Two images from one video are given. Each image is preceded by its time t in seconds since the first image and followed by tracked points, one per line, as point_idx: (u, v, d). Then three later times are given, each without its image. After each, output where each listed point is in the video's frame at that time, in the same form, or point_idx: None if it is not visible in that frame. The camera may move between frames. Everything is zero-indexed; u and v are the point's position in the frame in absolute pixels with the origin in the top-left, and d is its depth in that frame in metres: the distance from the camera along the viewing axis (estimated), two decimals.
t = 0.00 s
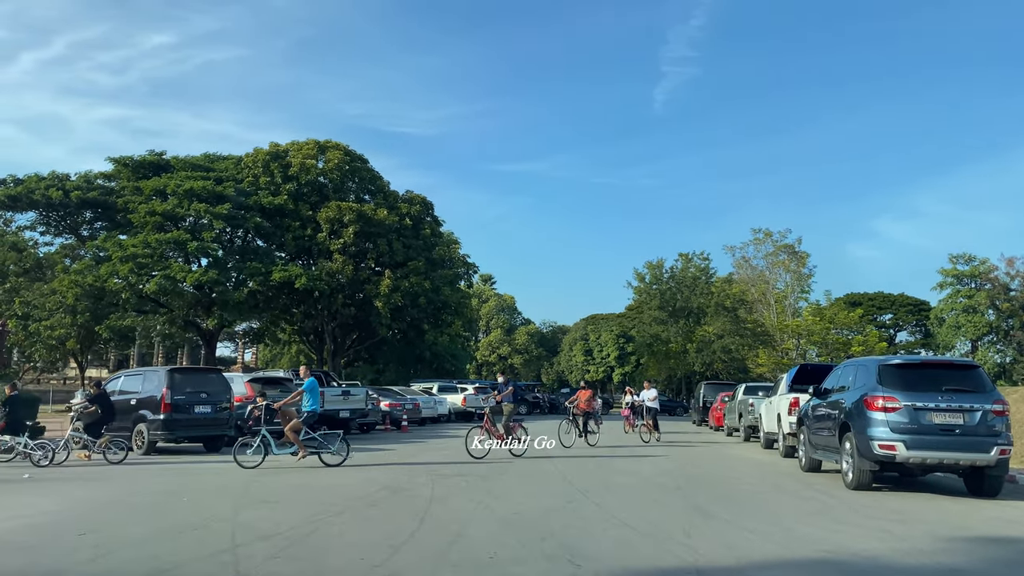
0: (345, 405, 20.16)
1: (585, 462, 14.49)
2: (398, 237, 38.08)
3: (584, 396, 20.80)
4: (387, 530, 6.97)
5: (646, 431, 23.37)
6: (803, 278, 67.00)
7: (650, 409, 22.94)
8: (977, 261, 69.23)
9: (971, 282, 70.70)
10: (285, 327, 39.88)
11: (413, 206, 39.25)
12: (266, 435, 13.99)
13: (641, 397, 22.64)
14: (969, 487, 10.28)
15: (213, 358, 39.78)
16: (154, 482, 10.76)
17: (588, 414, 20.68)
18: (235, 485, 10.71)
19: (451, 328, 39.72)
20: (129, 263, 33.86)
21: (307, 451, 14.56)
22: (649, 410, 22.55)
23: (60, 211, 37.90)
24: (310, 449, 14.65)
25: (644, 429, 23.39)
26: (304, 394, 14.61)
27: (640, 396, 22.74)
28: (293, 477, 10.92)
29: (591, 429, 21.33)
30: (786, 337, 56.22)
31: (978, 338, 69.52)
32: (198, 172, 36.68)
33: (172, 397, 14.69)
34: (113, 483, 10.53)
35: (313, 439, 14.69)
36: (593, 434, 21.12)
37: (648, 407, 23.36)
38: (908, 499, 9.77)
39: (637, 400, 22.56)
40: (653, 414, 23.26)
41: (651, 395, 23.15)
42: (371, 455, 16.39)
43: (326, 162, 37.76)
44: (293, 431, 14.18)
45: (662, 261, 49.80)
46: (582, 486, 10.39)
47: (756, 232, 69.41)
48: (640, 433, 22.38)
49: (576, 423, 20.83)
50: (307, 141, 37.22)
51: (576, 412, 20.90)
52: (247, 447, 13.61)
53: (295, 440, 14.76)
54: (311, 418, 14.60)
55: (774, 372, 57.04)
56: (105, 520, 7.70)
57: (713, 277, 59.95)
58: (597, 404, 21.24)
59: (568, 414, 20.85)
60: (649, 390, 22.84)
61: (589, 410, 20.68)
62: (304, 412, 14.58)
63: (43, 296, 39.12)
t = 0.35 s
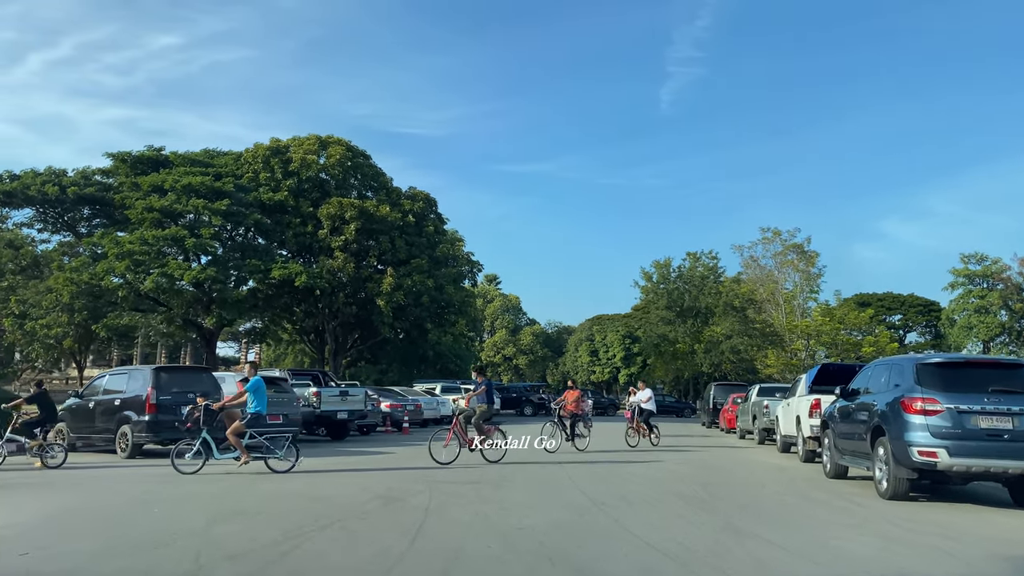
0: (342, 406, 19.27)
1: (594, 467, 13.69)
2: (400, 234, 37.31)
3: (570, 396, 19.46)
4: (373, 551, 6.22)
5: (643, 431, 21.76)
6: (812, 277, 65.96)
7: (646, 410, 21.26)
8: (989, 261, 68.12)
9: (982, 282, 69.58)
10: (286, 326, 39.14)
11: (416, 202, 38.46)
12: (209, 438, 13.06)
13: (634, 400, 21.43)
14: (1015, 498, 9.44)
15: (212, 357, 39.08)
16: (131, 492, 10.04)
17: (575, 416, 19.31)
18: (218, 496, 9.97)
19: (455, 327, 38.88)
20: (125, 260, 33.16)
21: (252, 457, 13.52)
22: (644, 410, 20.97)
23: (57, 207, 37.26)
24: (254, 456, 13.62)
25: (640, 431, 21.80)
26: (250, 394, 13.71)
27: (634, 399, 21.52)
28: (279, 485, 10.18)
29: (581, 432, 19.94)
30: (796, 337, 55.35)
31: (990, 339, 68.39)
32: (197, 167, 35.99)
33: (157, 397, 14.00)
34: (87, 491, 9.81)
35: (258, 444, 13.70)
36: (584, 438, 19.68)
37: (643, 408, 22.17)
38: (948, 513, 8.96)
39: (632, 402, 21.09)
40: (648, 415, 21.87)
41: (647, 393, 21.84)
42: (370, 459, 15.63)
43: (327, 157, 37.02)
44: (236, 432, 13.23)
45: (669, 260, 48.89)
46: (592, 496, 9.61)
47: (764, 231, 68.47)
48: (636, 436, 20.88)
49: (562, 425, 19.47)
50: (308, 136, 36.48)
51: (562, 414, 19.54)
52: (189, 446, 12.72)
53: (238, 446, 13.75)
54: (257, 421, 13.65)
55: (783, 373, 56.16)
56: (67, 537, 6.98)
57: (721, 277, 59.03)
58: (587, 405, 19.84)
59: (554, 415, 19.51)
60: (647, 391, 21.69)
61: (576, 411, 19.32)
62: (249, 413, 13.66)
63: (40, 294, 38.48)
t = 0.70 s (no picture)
0: (337, 407, 18.44)
1: (601, 472, 12.92)
2: (400, 231, 36.50)
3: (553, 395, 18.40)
4: None
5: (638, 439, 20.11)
6: (819, 277, 64.93)
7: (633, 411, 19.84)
8: (998, 260, 67.13)
9: (992, 282, 68.58)
10: (284, 326, 38.35)
11: (417, 199, 37.66)
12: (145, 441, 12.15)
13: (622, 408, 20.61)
14: None
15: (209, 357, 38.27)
16: (100, 511, 9.28)
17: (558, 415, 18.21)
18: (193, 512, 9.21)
19: (456, 326, 38.04)
20: (118, 258, 32.32)
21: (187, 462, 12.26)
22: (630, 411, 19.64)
23: (50, 203, 36.46)
24: (191, 461, 12.35)
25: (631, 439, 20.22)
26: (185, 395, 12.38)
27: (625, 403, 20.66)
28: (258, 495, 9.41)
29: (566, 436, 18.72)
30: (803, 337, 54.51)
31: (999, 340, 67.39)
32: (192, 162, 35.21)
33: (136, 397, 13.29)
34: (52, 508, 9.07)
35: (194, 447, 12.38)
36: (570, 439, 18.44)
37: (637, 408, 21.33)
38: (991, 527, 8.17)
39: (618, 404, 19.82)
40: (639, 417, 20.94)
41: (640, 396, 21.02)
42: (366, 462, 14.87)
43: (326, 153, 36.19)
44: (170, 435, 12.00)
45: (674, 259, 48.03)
46: (599, 507, 8.82)
47: (770, 230, 67.58)
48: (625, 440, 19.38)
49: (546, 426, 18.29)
50: (307, 131, 35.68)
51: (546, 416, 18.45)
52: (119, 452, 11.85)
53: (174, 449, 12.44)
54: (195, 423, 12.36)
55: (790, 374, 55.25)
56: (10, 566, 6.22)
57: (727, 276, 58.08)
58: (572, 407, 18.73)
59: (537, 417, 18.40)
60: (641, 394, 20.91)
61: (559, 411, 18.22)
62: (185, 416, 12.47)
63: (32, 293, 37.67)
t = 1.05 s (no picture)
0: (330, 408, 17.60)
1: (609, 477, 12.14)
2: (398, 227, 35.69)
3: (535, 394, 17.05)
4: None
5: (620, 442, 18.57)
6: (824, 276, 63.96)
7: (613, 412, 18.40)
8: (1005, 259, 66.21)
9: (999, 281, 67.66)
10: (280, 324, 37.52)
11: (415, 194, 36.85)
12: (67, 444, 11.55)
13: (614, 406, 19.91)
14: None
15: (203, 357, 37.47)
16: (64, 524, 8.52)
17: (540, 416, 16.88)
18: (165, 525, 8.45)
19: (455, 325, 37.19)
20: (109, 254, 31.52)
21: (109, 469, 11.30)
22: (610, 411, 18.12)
23: (40, 199, 35.66)
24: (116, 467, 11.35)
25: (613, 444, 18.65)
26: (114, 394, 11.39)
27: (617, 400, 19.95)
28: (234, 507, 8.61)
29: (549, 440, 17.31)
30: (808, 335, 53.68)
31: (1006, 339, 66.46)
32: (185, 157, 34.42)
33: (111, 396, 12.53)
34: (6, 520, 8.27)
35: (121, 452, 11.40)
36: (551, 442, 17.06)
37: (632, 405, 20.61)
38: None
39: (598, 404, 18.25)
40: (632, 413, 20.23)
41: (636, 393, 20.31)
42: (359, 465, 14.11)
43: (322, 148, 35.34)
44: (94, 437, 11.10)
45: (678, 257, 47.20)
46: (608, 519, 8.01)
47: (774, 228, 66.71)
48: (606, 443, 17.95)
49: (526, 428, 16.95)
50: (302, 125, 34.81)
51: (526, 418, 17.12)
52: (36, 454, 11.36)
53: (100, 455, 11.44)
54: (124, 425, 11.43)
55: (795, 373, 54.39)
56: None
57: (731, 275, 57.21)
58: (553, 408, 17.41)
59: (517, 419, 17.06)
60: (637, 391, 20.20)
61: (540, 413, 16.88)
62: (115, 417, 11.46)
63: (22, 290, 36.86)
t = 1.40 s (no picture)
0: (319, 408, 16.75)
1: (614, 484, 11.34)
2: (395, 224, 34.85)
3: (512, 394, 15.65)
4: None
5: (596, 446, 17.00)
6: (828, 274, 63.12)
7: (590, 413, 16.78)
8: (1011, 257, 65.31)
9: (1004, 279, 66.77)
10: (274, 322, 36.64)
11: (413, 190, 36.04)
12: None
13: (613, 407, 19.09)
14: None
15: (196, 356, 36.65)
16: (17, 543, 7.75)
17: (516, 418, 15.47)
18: (128, 543, 7.67)
19: (453, 324, 36.37)
20: (97, 250, 30.68)
21: (31, 473, 10.41)
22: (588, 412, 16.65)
23: (28, 195, 34.81)
24: (37, 474, 10.45)
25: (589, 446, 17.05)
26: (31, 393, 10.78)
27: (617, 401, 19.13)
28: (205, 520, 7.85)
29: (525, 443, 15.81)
30: (812, 335, 52.80)
31: (1012, 339, 65.59)
32: (177, 152, 33.59)
33: (80, 399, 11.66)
34: None
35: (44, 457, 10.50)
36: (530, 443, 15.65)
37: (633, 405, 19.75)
38: None
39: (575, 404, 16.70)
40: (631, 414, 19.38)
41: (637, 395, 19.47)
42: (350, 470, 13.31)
43: (317, 142, 34.51)
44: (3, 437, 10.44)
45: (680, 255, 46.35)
46: (617, 535, 7.24)
47: (777, 226, 65.83)
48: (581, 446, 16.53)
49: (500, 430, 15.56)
50: (297, 119, 33.96)
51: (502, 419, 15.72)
52: None
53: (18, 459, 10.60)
54: (42, 428, 10.73)
55: (799, 373, 53.57)
56: None
57: (734, 273, 56.35)
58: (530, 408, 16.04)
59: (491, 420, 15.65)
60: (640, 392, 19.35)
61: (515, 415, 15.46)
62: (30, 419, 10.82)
63: (11, 288, 36.02)
